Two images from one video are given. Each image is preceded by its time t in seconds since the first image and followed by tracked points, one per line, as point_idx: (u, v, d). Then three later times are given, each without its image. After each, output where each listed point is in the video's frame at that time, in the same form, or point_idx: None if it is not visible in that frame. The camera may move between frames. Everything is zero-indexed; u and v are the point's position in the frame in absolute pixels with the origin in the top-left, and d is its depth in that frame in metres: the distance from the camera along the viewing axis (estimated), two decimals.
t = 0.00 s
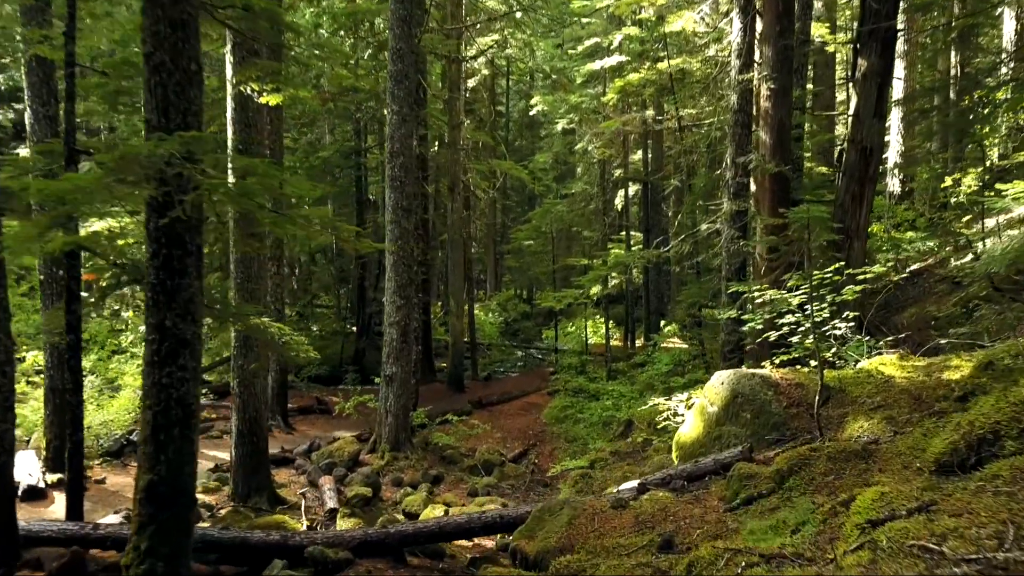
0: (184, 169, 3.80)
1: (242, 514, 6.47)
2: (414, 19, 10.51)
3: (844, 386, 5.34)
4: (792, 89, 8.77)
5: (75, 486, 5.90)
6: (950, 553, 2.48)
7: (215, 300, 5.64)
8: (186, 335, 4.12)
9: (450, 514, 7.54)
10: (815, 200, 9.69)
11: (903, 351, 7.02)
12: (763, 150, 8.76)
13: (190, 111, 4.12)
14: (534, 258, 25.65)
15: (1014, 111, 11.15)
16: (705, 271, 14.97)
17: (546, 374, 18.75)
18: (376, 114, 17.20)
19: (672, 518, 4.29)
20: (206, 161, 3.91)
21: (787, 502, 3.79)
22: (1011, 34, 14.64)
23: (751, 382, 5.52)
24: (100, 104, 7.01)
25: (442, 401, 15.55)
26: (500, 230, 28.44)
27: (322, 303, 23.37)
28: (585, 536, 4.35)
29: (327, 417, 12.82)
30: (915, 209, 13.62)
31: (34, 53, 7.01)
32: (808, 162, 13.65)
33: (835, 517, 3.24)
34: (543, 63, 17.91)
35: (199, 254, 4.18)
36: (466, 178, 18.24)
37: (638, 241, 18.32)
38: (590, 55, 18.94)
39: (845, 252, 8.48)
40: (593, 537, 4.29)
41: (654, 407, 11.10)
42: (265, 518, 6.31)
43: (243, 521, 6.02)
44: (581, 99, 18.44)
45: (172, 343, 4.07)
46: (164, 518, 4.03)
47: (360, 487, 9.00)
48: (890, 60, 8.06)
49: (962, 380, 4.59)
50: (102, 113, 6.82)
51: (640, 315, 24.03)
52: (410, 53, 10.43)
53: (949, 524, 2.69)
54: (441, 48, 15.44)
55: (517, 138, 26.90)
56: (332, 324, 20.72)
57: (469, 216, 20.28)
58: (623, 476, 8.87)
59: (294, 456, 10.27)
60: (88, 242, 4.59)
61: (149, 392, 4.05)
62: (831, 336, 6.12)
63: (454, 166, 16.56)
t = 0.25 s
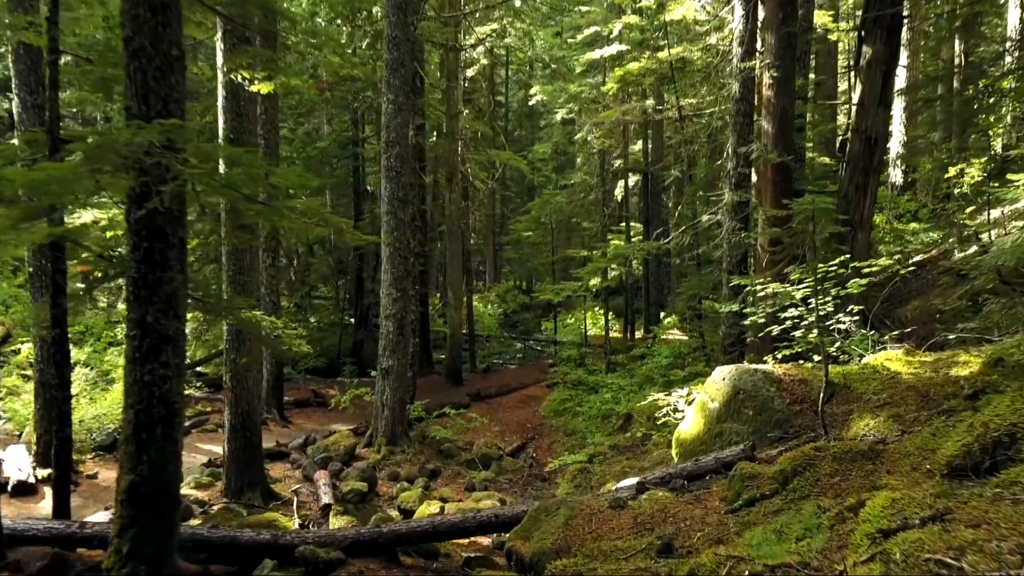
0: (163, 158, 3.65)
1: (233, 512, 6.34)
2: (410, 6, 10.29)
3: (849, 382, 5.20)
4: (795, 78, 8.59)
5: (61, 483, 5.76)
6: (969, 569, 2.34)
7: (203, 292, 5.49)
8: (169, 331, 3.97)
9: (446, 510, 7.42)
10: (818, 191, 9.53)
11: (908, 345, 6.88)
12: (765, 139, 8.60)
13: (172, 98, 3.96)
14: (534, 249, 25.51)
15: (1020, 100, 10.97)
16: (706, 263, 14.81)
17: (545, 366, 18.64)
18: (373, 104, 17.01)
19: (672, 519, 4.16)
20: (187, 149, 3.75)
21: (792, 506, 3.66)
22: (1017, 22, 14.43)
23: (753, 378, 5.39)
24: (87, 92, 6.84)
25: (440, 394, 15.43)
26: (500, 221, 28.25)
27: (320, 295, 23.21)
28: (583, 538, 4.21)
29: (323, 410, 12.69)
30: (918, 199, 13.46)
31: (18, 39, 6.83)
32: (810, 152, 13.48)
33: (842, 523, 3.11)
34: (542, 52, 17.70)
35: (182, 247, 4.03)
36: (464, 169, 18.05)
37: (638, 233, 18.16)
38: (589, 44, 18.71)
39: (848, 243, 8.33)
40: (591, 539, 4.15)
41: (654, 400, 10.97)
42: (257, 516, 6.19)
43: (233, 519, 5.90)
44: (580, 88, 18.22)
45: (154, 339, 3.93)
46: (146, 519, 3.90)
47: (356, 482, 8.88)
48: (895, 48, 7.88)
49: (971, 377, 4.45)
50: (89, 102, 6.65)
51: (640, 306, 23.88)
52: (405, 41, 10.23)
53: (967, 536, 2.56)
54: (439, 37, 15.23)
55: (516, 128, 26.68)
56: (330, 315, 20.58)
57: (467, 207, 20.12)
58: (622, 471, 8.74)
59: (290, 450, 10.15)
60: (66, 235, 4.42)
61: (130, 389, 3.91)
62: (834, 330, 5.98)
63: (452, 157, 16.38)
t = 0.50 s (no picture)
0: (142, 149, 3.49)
1: (223, 511, 6.21)
2: None
3: (854, 379, 5.05)
4: (799, 66, 8.40)
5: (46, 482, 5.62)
6: None
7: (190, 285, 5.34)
8: (150, 327, 3.82)
9: (442, 507, 7.30)
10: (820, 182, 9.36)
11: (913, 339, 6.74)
12: (768, 129, 8.42)
13: (152, 85, 3.79)
14: (533, 240, 25.35)
15: None
16: (706, 255, 14.66)
17: (543, 358, 18.52)
18: (370, 94, 16.81)
19: (672, 521, 4.03)
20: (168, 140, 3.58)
21: (796, 510, 3.53)
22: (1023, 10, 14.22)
23: (755, 374, 5.25)
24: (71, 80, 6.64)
25: (437, 387, 15.30)
26: (498, 213, 28.08)
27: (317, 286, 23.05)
28: (580, 540, 4.08)
29: (319, 404, 12.57)
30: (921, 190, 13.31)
31: None
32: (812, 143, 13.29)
33: (850, 532, 2.97)
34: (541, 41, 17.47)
35: (163, 241, 3.87)
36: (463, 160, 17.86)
37: (637, 224, 17.99)
38: (589, 33, 18.48)
39: (852, 235, 8.17)
40: (588, 542, 4.02)
41: (652, 394, 10.84)
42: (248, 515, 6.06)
43: (223, 519, 5.76)
44: (580, 78, 18.00)
45: (134, 336, 3.77)
46: (128, 524, 3.76)
47: (351, 478, 8.76)
48: (902, 35, 7.70)
49: (981, 375, 4.31)
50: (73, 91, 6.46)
51: (638, 298, 23.76)
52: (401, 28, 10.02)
53: (986, 550, 2.42)
54: (437, 25, 15.00)
55: (515, 119, 26.45)
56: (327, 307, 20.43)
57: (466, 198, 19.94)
58: (620, 467, 8.62)
59: (285, 445, 10.03)
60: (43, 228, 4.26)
61: (110, 388, 3.76)
62: (839, 324, 5.83)
63: (450, 148, 16.19)
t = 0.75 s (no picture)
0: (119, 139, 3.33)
1: (213, 510, 6.07)
2: None
3: (859, 377, 4.91)
4: (803, 54, 8.23)
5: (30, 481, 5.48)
6: None
7: (176, 280, 5.18)
8: (130, 325, 3.67)
9: (437, 504, 7.18)
10: (823, 173, 9.19)
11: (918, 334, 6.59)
12: (770, 119, 8.25)
13: (131, 72, 3.62)
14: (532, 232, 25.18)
15: None
16: (707, 247, 14.50)
17: (542, 351, 18.40)
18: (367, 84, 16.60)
19: (671, 525, 3.89)
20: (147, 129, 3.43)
21: (801, 515, 3.39)
22: None
23: (758, 371, 5.11)
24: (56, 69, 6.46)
25: (435, 380, 15.17)
26: (497, 204, 27.89)
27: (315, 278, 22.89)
28: (577, 544, 3.94)
29: (315, 398, 12.44)
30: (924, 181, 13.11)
31: None
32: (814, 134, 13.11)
33: (860, 542, 2.84)
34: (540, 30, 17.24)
35: (144, 235, 3.72)
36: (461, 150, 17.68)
37: (637, 216, 17.82)
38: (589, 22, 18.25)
39: (856, 228, 8.02)
40: (585, 546, 3.88)
41: (652, 388, 10.71)
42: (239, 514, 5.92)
43: (212, 518, 5.63)
44: (579, 68, 17.79)
45: (113, 334, 3.62)
46: (108, 528, 3.63)
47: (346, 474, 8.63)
48: (908, 23, 7.52)
49: (992, 373, 4.18)
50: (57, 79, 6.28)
51: (638, 290, 23.62)
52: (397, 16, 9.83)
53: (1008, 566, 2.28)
54: (434, 14, 14.79)
55: (514, 109, 26.23)
56: (325, 299, 20.28)
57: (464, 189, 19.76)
58: (619, 463, 8.49)
59: (279, 440, 9.90)
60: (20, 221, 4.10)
61: (88, 388, 3.61)
62: (843, 320, 5.68)
63: (448, 139, 16.01)
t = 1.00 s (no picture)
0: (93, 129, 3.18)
1: (202, 510, 5.93)
2: None
3: (865, 375, 4.76)
4: (807, 43, 8.04)
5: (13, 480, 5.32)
6: None
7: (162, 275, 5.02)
8: (108, 323, 3.52)
9: (433, 503, 7.04)
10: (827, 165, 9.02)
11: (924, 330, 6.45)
12: (774, 110, 8.07)
13: (107, 59, 3.45)
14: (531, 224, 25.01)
15: None
16: (707, 239, 14.34)
17: (542, 344, 18.27)
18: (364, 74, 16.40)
19: (671, 530, 3.75)
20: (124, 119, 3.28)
21: (807, 522, 3.25)
22: None
23: (761, 369, 4.96)
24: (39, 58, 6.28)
25: (433, 374, 15.04)
26: (496, 195, 27.71)
27: (313, 271, 22.74)
28: (574, 549, 3.79)
29: (311, 392, 12.30)
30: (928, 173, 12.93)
31: None
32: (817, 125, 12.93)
33: (872, 554, 2.70)
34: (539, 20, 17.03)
35: (122, 230, 3.57)
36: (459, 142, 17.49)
37: (637, 208, 17.65)
38: (589, 12, 18.02)
39: (860, 221, 7.86)
40: (582, 552, 3.73)
41: (652, 383, 10.58)
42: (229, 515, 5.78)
43: (200, 519, 5.49)
44: (579, 58, 17.57)
45: (91, 332, 3.47)
46: (86, 535, 3.49)
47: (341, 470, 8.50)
48: (915, 10, 7.33)
49: (1004, 373, 4.04)
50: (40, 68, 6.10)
51: (638, 282, 23.47)
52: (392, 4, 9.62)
53: None
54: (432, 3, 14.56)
55: (513, 100, 26.00)
56: (323, 292, 20.14)
57: (462, 181, 19.57)
58: (619, 459, 8.37)
59: (274, 436, 9.77)
60: None
61: (64, 389, 3.46)
62: (849, 316, 5.53)
63: (446, 130, 15.82)
